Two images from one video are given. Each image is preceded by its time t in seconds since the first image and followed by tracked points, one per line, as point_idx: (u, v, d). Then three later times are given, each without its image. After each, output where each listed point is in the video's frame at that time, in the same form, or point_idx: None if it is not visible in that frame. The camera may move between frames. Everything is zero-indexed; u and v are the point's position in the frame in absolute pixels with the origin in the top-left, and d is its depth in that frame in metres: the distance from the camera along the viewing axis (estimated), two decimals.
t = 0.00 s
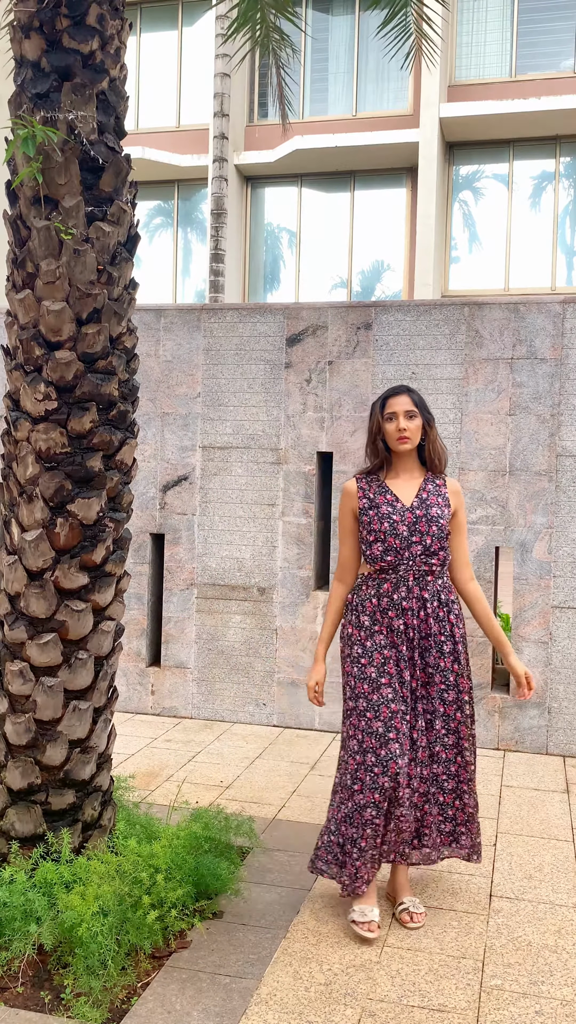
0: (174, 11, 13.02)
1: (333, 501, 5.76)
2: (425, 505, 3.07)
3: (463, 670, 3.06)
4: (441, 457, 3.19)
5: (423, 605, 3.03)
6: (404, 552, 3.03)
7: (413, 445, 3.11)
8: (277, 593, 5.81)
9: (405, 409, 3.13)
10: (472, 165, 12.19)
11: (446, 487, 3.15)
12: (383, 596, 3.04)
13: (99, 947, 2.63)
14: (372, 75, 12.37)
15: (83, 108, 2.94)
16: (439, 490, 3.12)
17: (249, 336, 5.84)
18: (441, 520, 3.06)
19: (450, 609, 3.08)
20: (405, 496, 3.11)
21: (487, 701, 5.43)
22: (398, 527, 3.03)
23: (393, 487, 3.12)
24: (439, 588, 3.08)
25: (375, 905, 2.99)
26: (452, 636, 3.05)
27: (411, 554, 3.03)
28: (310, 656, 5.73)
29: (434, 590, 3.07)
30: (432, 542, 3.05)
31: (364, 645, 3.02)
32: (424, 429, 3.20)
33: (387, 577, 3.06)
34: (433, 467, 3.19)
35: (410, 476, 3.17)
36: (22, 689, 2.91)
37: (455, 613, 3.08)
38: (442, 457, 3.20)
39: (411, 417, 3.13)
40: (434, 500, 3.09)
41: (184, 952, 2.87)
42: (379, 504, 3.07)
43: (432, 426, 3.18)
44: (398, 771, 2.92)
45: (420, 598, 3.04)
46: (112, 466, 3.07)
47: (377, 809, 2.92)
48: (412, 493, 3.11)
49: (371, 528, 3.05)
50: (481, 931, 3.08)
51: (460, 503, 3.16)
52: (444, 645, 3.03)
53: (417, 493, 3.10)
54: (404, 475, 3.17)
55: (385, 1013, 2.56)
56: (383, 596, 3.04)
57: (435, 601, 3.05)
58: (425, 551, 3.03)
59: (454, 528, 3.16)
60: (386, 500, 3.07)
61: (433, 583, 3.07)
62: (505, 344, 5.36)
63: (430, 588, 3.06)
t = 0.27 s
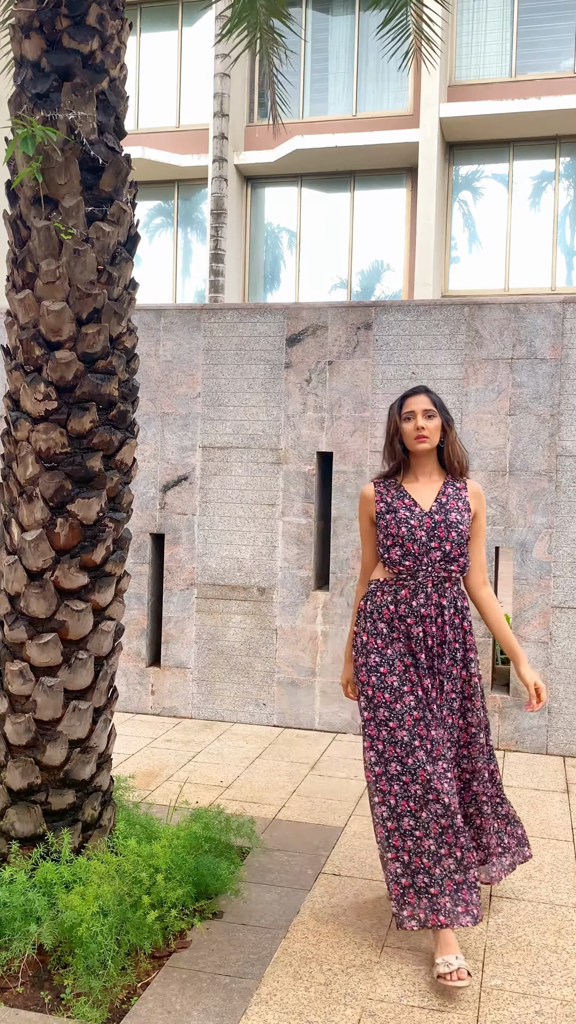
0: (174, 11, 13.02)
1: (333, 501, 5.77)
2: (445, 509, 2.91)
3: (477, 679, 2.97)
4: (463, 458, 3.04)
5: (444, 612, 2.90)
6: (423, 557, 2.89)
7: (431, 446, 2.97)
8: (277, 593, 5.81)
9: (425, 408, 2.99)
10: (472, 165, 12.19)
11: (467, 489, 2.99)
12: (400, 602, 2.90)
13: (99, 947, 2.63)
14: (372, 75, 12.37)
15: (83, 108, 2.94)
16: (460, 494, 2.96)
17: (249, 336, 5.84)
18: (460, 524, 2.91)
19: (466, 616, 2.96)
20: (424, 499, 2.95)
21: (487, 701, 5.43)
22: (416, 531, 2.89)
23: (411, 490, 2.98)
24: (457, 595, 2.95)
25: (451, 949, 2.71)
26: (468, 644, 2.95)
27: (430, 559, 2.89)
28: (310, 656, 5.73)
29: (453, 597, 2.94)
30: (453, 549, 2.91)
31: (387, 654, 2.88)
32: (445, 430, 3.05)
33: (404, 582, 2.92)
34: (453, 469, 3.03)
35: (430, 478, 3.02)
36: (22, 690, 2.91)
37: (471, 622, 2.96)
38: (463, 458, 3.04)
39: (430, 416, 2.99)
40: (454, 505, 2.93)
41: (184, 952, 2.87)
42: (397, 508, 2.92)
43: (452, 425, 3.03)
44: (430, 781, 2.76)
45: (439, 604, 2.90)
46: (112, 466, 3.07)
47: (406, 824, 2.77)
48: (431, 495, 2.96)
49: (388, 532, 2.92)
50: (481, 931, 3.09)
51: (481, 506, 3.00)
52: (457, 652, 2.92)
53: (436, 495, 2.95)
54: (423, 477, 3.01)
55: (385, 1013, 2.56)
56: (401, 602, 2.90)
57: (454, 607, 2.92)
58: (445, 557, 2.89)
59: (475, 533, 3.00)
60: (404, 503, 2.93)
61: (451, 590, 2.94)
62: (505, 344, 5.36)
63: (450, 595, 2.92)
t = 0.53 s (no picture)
0: (174, 11, 13.02)
1: (333, 501, 5.77)
2: (464, 512, 2.79)
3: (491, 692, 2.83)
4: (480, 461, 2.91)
5: (461, 620, 2.76)
6: (440, 561, 2.77)
7: (445, 447, 2.84)
8: (277, 593, 5.81)
9: (438, 409, 2.86)
10: (472, 165, 12.20)
11: (483, 492, 2.86)
12: (415, 607, 2.79)
13: (99, 947, 2.63)
14: (372, 75, 12.37)
15: (83, 109, 2.94)
16: (477, 496, 2.85)
17: (249, 336, 5.84)
18: (480, 527, 2.79)
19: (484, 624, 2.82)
20: (441, 503, 2.82)
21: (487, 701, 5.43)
22: (434, 533, 2.76)
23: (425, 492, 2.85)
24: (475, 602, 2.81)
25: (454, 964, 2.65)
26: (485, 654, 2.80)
27: (448, 563, 2.77)
28: (310, 656, 5.73)
29: (472, 604, 2.80)
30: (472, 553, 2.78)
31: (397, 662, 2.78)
32: (459, 431, 2.92)
33: (420, 587, 2.80)
34: (469, 471, 2.90)
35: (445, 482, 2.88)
36: (22, 690, 2.91)
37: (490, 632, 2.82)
38: (479, 460, 2.91)
39: (444, 417, 2.87)
40: (473, 509, 2.81)
41: (184, 952, 2.87)
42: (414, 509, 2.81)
43: (467, 426, 2.91)
44: (432, 795, 2.67)
45: (457, 612, 2.76)
46: (112, 466, 3.07)
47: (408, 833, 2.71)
48: (447, 497, 2.84)
49: (404, 534, 2.80)
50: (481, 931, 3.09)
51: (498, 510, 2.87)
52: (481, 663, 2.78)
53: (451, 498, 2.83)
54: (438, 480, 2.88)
55: (385, 1013, 2.56)
56: (415, 607, 2.79)
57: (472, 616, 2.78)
58: (463, 562, 2.76)
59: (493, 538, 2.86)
60: (421, 504, 2.81)
61: (469, 596, 2.80)
62: (505, 344, 5.36)
63: (466, 602, 2.78)
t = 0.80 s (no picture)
0: (174, 11, 13.02)
1: (333, 501, 5.77)
2: (473, 511, 2.76)
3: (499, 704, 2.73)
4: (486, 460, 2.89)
5: (466, 625, 2.70)
6: (448, 562, 2.73)
7: (452, 446, 2.82)
8: (277, 593, 5.81)
9: (446, 408, 2.83)
10: (472, 165, 12.20)
11: (490, 490, 2.85)
12: (422, 609, 2.74)
13: (99, 947, 2.63)
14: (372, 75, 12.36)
15: (83, 108, 2.94)
16: (486, 494, 2.83)
17: (249, 336, 5.84)
18: (489, 524, 2.77)
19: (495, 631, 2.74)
20: (448, 502, 2.80)
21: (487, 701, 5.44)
22: (442, 533, 2.73)
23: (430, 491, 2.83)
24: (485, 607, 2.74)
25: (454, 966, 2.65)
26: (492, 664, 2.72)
27: (456, 564, 2.73)
28: (310, 656, 5.73)
29: (480, 610, 2.73)
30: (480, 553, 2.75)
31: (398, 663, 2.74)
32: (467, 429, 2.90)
33: (427, 588, 2.76)
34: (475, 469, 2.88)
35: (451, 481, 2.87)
36: (22, 690, 2.91)
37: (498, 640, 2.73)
38: (487, 459, 2.89)
39: (451, 415, 2.84)
40: (481, 508, 2.78)
41: (184, 952, 2.87)
42: (424, 507, 2.78)
43: (476, 425, 2.89)
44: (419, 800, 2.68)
45: (462, 617, 2.70)
46: (112, 467, 3.07)
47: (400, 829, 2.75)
48: (453, 496, 2.82)
49: (413, 534, 2.77)
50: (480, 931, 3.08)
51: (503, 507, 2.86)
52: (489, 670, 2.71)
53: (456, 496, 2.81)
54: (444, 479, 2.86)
55: (385, 1013, 2.56)
56: (421, 609, 2.74)
57: (481, 622, 2.71)
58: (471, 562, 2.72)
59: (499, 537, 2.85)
60: (428, 503, 2.78)
61: (479, 600, 2.74)
62: (505, 344, 5.36)
63: (475, 607, 2.72)
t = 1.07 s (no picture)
0: (174, 11, 13.02)
1: (333, 501, 5.77)
2: (470, 508, 2.64)
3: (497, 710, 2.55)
4: (492, 457, 2.76)
5: (458, 624, 2.58)
6: (441, 560, 2.62)
7: (457, 443, 2.70)
8: (277, 593, 5.81)
9: (451, 405, 2.70)
10: (472, 165, 12.20)
11: (494, 488, 2.72)
12: (416, 608, 2.63)
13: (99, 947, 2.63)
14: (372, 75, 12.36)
15: (83, 108, 2.94)
16: (487, 491, 2.70)
17: (249, 336, 5.84)
18: (487, 523, 2.64)
19: (493, 632, 2.59)
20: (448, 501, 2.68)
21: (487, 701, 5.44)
22: (436, 531, 2.62)
23: (432, 489, 2.71)
24: (482, 606, 2.61)
25: (487, 984, 2.54)
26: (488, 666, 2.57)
27: (450, 562, 2.61)
28: (310, 656, 5.73)
29: (476, 608, 2.60)
30: (477, 551, 2.62)
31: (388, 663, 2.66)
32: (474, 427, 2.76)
33: (421, 588, 2.65)
34: (479, 467, 2.75)
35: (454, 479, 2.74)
36: (22, 690, 2.91)
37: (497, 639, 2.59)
38: (492, 457, 2.76)
39: (457, 412, 2.71)
40: (479, 505, 2.66)
41: (184, 952, 2.87)
42: (418, 504, 2.67)
43: (482, 422, 2.75)
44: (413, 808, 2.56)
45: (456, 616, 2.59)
46: (112, 466, 3.07)
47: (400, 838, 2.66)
48: (454, 494, 2.69)
49: (406, 533, 2.66)
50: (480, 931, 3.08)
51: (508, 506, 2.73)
52: (483, 673, 2.55)
53: (458, 493, 2.68)
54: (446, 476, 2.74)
55: (385, 1013, 2.56)
56: (415, 608, 2.64)
57: (475, 620, 2.58)
58: (465, 560, 2.60)
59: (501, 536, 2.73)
60: (425, 499, 2.67)
61: (476, 599, 2.61)
62: (505, 344, 5.36)
63: (470, 606, 2.59)
